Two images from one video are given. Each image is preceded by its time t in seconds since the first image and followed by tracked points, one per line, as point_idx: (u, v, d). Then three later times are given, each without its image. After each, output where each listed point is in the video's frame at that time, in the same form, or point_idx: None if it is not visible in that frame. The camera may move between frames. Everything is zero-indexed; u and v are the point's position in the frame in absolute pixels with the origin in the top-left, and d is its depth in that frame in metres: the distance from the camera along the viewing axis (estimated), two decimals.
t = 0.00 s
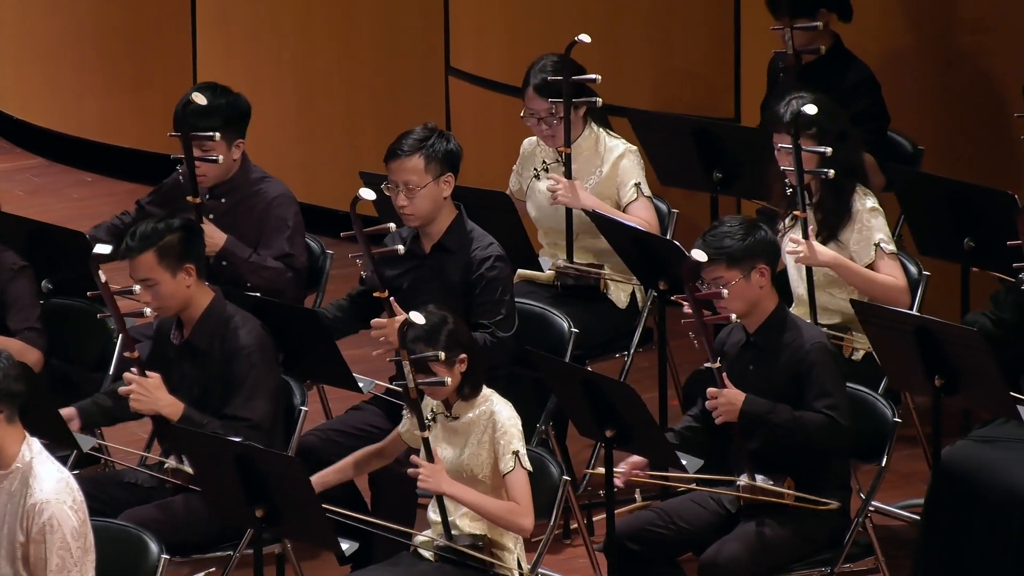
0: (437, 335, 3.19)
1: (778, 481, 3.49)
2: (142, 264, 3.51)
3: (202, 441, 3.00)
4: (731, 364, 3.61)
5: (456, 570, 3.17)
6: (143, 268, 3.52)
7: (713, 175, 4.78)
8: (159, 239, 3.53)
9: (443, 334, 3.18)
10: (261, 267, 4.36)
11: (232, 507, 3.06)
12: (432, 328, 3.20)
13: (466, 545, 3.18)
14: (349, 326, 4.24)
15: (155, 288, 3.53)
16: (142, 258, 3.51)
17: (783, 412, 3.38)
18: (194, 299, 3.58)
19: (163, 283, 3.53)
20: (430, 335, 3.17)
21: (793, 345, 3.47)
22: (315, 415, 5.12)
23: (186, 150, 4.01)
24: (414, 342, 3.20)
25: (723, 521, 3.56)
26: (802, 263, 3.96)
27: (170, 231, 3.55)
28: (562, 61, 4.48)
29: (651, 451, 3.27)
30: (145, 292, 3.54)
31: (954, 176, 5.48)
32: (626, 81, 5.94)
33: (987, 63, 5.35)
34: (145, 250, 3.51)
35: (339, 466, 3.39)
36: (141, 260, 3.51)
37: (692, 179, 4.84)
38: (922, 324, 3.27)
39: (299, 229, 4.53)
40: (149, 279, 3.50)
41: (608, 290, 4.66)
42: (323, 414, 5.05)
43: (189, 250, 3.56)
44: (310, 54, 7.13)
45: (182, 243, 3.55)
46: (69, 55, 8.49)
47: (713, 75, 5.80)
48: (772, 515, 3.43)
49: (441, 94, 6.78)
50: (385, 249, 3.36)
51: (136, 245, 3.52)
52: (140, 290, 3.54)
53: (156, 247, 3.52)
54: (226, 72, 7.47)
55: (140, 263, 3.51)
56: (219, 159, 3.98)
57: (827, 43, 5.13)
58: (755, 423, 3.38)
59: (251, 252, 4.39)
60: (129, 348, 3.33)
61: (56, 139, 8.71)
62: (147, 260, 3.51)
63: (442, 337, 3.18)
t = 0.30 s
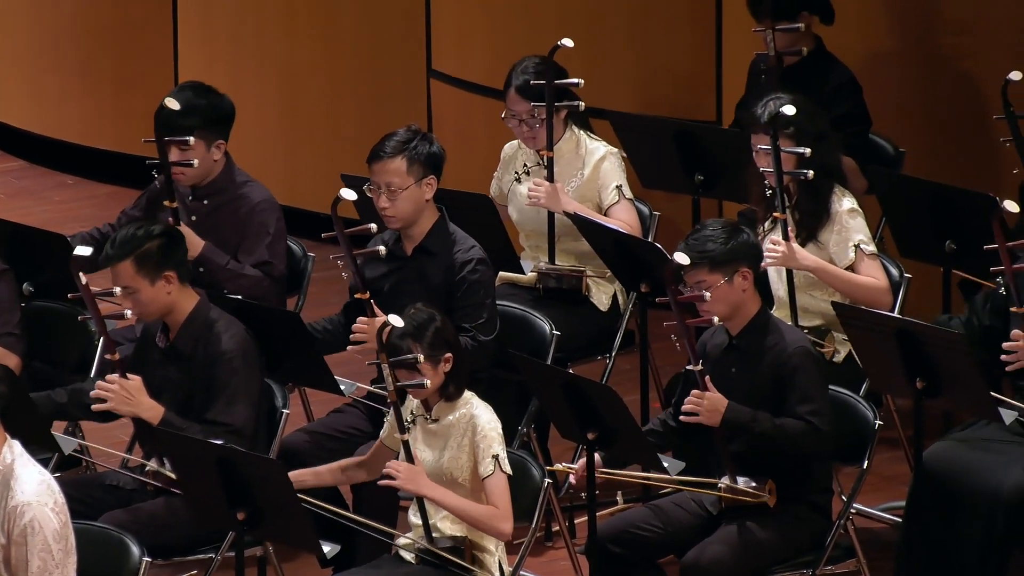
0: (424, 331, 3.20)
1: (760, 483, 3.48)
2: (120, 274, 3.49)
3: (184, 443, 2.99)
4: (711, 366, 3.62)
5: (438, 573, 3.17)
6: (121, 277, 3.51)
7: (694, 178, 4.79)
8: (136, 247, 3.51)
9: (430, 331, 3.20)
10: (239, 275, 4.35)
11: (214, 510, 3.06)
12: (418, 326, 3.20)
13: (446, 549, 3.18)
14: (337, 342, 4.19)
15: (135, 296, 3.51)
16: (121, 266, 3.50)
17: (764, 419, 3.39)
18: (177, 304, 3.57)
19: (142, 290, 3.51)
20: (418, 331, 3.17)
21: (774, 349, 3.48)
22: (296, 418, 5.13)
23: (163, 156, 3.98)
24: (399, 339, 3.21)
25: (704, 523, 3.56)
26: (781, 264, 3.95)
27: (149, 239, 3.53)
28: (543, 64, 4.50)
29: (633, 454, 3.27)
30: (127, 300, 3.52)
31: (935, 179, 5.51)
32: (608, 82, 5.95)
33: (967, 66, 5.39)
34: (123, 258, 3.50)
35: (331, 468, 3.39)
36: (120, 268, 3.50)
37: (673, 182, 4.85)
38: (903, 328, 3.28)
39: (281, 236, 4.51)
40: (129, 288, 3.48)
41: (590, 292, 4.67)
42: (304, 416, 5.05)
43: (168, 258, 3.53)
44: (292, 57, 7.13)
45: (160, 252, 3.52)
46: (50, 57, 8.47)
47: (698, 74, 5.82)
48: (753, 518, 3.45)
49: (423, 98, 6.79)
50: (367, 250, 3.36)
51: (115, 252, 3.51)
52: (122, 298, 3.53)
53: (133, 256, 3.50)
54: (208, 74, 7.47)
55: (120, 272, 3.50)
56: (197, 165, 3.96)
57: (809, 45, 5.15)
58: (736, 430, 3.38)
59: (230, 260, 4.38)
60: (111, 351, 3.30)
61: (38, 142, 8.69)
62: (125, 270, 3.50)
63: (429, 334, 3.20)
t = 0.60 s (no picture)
0: (415, 328, 3.21)
1: (742, 484, 3.50)
2: (103, 276, 3.48)
3: (165, 447, 2.99)
4: (694, 369, 3.63)
5: None
6: (104, 279, 3.49)
7: (676, 181, 4.80)
8: (121, 250, 3.50)
9: (421, 329, 3.21)
10: (220, 277, 4.34)
11: (196, 513, 3.05)
12: (409, 323, 3.22)
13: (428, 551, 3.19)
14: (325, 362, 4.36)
15: (118, 297, 3.51)
16: (105, 268, 3.49)
17: (746, 421, 3.39)
18: (157, 308, 3.56)
19: (126, 293, 3.50)
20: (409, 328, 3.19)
21: (755, 352, 3.49)
22: (278, 421, 5.12)
23: (149, 157, 3.98)
24: (389, 335, 3.22)
25: (686, 527, 3.57)
26: (765, 269, 3.95)
27: (133, 241, 3.53)
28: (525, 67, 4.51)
29: (615, 458, 3.28)
30: (109, 302, 3.52)
31: (916, 182, 5.52)
32: (589, 85, 5.95)
33: (948, 69, 5.41)
34: (107, 260, 3.49)
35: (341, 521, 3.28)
36: (104, 271, 3.48)
37: (656, 184, 4.85)
38: (884, 331, 3.29)
39: (261, 239, 4.52)
40: (113, 290, 3.48)
41: (572, 294, 4.69)
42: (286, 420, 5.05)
43: (151, 261, 3.53)
44: (274, 60, 7.13)
45: (145, 254, 3.51)
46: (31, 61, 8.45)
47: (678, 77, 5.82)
48: (735, 521, 3.46)
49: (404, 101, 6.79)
50: (349, 254, 3.38)
51: (99, 254, 3.50)
52: (105, 300, 3.52)
53: (117, 258, 3.49)
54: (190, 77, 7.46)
55: (104, 274, 3.49)
56: (180, 166, 3.93)
57: (790, 49, 5.17)
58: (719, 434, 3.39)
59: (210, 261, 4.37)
60: (92, 357, 3.28)
61: (20, 146, 8.68)
62: (108, 272, 3.49)
63: (418, 332, 3.21)
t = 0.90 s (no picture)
0: (403, 327, 3.24)
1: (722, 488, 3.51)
2: (92, 268, 3.53)
3: (147, 449, 2.98)
4: (675, 372, 3.64)
5: None
6: (92, 272, 3.54)
7: (658, 184, 4.80)
8: (111, 244, 3.56)
9: (409, 327, 3.24)
10: (193, 270, 4.30)
11: (177, 516, 3.05)
12: (398, 321, 3.24)
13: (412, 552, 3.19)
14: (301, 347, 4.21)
15: (101, 292, 3.53)
16: (93, 262, 3.53)
17: (721, 409, 3.42)
18: (140, 308, 3.57)
19: (110, 289, 3.53)
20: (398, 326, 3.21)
21: (735, 353, 3.50)
22: (259, 425, 5.11)
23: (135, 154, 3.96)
24: (377, 332, 3.23)
25: (667, 529, 3.57)
26: (743, 258, 3.91)
27: (123, 238, 3.58)
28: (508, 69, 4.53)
29: (596, 460, 3.28)
30: (92, 297, 3.54)
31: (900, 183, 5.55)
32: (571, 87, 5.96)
33: (930, 72, 5.43)
34: (95, 254, 3.54)
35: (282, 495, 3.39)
36: (91, 264, 3.53)
37: (637, 187, 4.86)
38: (865, 333, 3.31)
39: (238, 240, 4.49)
40: (96, 283, 3.51)
41: (553, 297, 4.69)
42: (268, 423, 5.04)
43: (140, 259, 3.57)
44: (256, 62, 7.12)
45: (134, 251, 3.57)
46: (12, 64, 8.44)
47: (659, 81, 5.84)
48: (716, 523, 3.46)
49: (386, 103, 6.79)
50: (330, 258, 3.39)
51: (89, 247, 3.55)
52: (88, 293, 3.55)
53: (106, 253, 3.54)
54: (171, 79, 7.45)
55: (90, 267, 3.53)
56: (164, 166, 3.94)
57: (771, 52, 5.19)
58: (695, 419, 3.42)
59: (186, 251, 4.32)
60: (72, 358, 3.30)
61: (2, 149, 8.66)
62: (96, 264, 3.53)
63: (407, 331, 3.24)
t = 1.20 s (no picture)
0: (391, 333, 3.22)
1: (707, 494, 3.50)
2: (74, 278, 3.51)
3: (132, 455, 2.98)
4: (658, 377, 3.64)
5: None
6: (75, 282, 3.52)
7: (641, 189, 4.81)
8: (94, 253, 3.53)
9: (398, 331, 3.22)
10: (179, 276, 4.31)
11: (162, 522, 3.04)
12: (387, 325, 3.23)
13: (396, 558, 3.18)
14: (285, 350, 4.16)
15: (87, 302, 3.52)
16: (76, 271, 3.51)
17: (708, 432, 3.39)
18: (127, 314, 3.57)
19: (93, 298, 3.52)
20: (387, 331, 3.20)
21: (718, 359, 3.51)
22: (243, 430, 5.11)
23: (111, 167, 3.97)
24: (365, 337, 3.23)
25: (650, 534, 3.58)
26: (726, 260, 3.92)
27: (105, 246, 3.55)
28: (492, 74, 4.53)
29: (580, 465, 3.29)
30: (77, 305, 3.54)
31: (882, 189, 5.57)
32: (554, 93, 5.96)
33: (912, 78, 5.46)
34: (77, 264, 3.51)
35: (272, 484, 3.35)
36: (73, 274, 3.51)
37: (621, 193, 4.87)
38: (846, 338, 3.32)
39: (225, 245, 4.49)
40: (81, 293, 3.50)
41: (536, 303, 4.68)
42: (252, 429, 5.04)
43: (122, 267, 3.54)
44: (240, 67, 7.12)
45: (114, 259, 3.53)
46: None
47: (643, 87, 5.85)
48: (700, 528, 3.47)
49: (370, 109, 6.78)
50: (314, 264, 3.39)
51: (71, 258, 3.53)
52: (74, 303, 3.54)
53: (88, 262, 3.51)
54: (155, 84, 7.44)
55: (73, 277, 3.51)
56: (143, 175, 3.95)
57: (755, 57, 5.21)
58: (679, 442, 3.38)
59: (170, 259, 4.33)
60: (56, 366, 3.28)
61: None
62: (78, 275, 3.51)
63: (395, 336, 3.22)
